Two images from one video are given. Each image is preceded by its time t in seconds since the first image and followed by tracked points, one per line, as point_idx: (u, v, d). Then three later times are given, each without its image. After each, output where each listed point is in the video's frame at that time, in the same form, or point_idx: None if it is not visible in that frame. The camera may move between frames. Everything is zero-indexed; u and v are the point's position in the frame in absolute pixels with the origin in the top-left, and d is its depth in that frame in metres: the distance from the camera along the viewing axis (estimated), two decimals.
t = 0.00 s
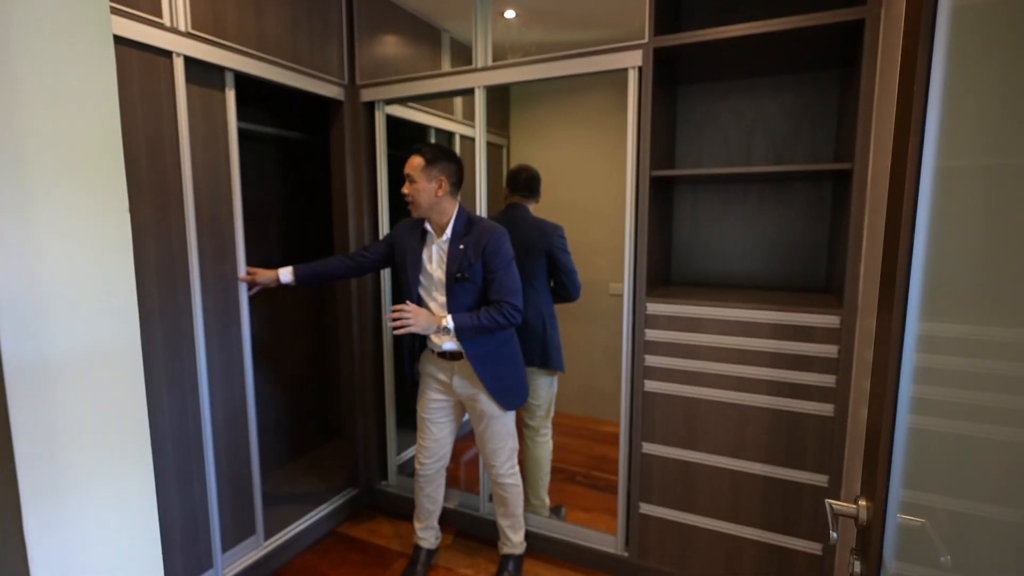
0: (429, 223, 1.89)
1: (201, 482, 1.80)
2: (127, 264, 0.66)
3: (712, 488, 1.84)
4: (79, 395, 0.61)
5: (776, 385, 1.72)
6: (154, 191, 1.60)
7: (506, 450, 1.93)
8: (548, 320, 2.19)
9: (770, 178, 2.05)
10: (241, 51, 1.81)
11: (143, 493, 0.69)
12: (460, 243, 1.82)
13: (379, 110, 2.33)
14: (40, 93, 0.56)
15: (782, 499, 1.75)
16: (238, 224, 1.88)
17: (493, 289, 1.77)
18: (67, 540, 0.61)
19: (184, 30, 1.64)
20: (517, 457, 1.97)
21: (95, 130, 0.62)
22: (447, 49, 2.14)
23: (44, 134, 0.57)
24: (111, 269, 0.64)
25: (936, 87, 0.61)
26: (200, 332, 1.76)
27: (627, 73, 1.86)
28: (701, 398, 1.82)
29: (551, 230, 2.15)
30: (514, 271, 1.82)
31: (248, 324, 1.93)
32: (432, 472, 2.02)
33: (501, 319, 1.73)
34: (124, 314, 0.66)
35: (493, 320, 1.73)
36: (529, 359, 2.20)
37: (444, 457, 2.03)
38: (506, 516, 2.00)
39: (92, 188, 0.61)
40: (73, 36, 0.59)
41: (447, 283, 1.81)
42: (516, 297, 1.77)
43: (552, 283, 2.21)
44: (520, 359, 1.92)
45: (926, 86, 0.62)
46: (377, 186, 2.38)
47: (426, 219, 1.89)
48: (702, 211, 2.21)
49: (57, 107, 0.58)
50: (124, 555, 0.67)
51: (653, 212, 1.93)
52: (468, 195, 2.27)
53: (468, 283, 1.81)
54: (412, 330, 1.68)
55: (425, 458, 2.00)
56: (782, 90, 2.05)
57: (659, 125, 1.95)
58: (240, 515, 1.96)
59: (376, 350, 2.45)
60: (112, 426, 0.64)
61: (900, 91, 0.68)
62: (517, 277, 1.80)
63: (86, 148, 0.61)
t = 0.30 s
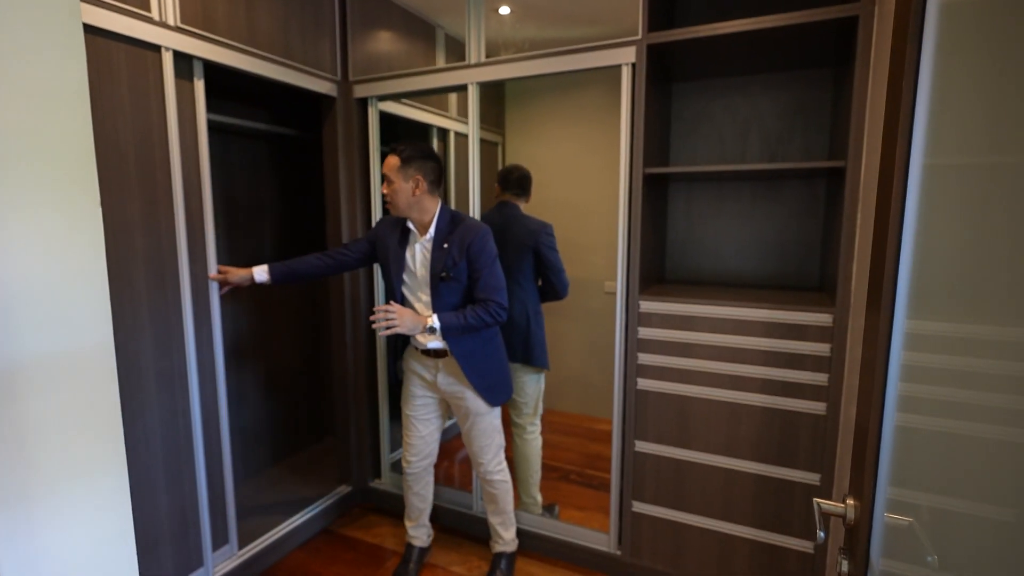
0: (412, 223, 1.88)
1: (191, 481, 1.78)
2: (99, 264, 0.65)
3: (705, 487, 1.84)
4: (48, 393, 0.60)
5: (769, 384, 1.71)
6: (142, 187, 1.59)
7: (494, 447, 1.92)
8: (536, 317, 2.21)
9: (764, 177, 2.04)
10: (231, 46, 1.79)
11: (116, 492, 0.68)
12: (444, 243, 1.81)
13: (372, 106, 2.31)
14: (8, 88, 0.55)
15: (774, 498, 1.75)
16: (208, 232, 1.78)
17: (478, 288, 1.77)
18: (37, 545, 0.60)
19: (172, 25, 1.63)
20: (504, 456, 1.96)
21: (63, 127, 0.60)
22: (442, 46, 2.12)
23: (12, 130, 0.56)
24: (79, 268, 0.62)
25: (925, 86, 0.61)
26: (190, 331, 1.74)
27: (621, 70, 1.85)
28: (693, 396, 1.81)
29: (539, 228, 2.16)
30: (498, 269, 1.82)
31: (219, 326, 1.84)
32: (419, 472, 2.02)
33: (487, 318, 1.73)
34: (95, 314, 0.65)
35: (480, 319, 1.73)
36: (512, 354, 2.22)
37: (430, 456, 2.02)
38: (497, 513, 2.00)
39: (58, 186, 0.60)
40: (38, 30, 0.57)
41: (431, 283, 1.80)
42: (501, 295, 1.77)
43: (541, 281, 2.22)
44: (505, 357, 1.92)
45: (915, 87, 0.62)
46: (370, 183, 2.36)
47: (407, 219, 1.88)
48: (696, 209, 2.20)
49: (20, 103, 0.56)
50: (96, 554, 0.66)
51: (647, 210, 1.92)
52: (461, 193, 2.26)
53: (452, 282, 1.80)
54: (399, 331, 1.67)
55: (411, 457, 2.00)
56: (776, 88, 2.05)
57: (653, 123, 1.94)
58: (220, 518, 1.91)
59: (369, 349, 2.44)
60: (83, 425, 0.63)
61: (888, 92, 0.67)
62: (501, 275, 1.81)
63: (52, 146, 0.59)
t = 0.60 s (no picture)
0: (409, 220, 1.88)
1: (193, 476, 1.79)
2: (92, 264, 0.65)
3: (706, 484, 1.83)
4: (41, 390, 0.60)
5: (771, 381, 1.70)
6: (143, 183, 1.59)
7: (491, 444, 1.92)
8: (532, 315, 2.15)
9: (767, 174, 2.03)
10: (232, 41, 1.79)
11: (108, 486, 0.68)
12: (441, 239, 1.81)
13: (373, 102, 2.30)
14: None
15: (775, 495, 1.75)
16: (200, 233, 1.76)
17: (476, 284, 1.77)
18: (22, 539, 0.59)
19: (172, 21, 1.62)
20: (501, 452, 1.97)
21: (56, 127, 0.60)
22: (444, 42, 2.11)
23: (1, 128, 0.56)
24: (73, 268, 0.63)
25: (929, 69, 0.58)
26: (191, 327, 1.75)
27: (623, 65, 1.84)
28: (694, 393, 1.81)
29: (539, 224, 2.11)
30: (495, 265, 1.82)
31: (208, 323, 1.81)
32: (416, 468, 2.02)
33: (484, 314, 1.73)
34: (86, 312, 0.64)
35: (477, 315, 1.73)
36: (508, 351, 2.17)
37: (428, 452, 2.03)
38: (496, 509, 2.00)
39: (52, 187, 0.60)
40: (29, 30, 0.57)
41: (429, 279, 1.80)
42: (498, 291, 1.77)
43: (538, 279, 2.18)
44: (502, 353, 1.92)
45: (920, 67, 0.59)
46: (372, 180, 2.36)
47: (404, 215, 1.88)
48: (699, 205, 2.19)
49: (11, 101, 0.56)
50: (87, 547, 0.66)
51: (648, 206, 1.92)
52: (462, 189, 2.25)
53: (449, 279, 1.79)
54: (396, 328, 1.66)
55: (408, 453, 2.00)
56: (780, 84, 2.03)
57: (655, 119, 1.93)
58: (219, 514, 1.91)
59: (371, 346, 2.44)
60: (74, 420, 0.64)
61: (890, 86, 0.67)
62: (498, 272, 1.81)
63: (43, 146, 0.59)
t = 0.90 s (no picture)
0: (421, 215, 1.88)
1: (207, 469, 1.81)
2: (98, 259, 0.65)
3: (718, 483, 1.82)
4: (48, 384, 0.61)
5: (785, 380, 1.68)
6: (158, 179, 1.61)
7: (502, 440, 1.93)
8: (541, 313, 2.17)
9: (782, 170, 2.00)
10: (245, 38, 1.80)
11: (116, 480, 0.69)
12: (454, 235, 1.81)
13: (385, 98, 2.31)
14: (4, 87, 0.56)
15: (789, 495, 1.72)
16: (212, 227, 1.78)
17: (487, 281, 1.78)
18: (27, 523, 0.60)
19: (187, 19, 1.64)
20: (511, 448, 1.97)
21: (61, 125, 0.61)
22: (457, 38, 2.10)
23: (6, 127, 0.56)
24: (79, 265, 0.63)
25: (951, 56, 0.57)
26: (204, 321, 1.76)
27: (635, 60, 1.82)
28: (706, 391, 1.79)
29: (547, 221, 2.11)
30: (507, 262, 1.82)
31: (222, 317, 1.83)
32: (427, 463, 2.02)
33: (496, 310, 1.74)
34: (90, 307, 0.65)
35: (489, 311, 1.73)
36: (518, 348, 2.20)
37: (438, 448, 2.03)
38: (506, 505, 2.00)
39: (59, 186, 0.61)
40: (35, 32, 0.58)
41: (441, 275, 1.80)
42: (510, 288, 1.78)
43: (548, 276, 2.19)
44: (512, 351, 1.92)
45: (940, 57, 0.58)
46: (384, 176, 2.36)
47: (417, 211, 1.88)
48: (712, 202, 2.17)
49: (18, 96, 0.57)
50: (95, 541, 0.67)
51: (661, 202, 1.89)
52: (474, 185, 2.25)
53: (461, 275, 1.80)
54: (407, 323, 1.66)
55: (418, 449, 2.01)
56: (797, 77, 2.00)
57: (668, 114, 1.91)
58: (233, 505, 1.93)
59: (382, 342, 2.46)
60: (80, 412, 0.64)
61: (910, 77, 0.65)
62: (509, 268, 1.82)
63: (49, 145, 0.60)
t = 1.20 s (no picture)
0: (442, 211, 1.89)
1: (223, 463, 1.84)
2: (113, 255, 0.66)
3: (731, 484, 1.80)
4: (64, 378, 0.62)
5: (800, 380, 1.66)
6: (175, 177, 1.63)
7: (516, 438, 1.92)
8: (558, 312, 2.15)
9: (798, 166, 1.97)
10: (261, 38, 1.82)
11: (130, 471, 0.70)
12: (473, 231, 1.81)
13: (399, 97, 2.32)
14: (19, 88, 0.57)
15: (804, 496, 1.70)
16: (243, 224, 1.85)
17: (505, 278, 1.77)
18: (49, 511, 0.62)
19: (204, 19, 1.66)
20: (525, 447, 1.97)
21: (78, 124, 0.62)
22: (469, 35, 2.10)
23: (25, 128, 0.58)
24: (99, 262, 0.65)
25: (971, 51, 0.55)
26: (220, 317, 1.79)
27: (649, 56, 1.81)
28: (720, 391, 1.77)
29: (563, 219, 2.08)
30: (526, 260, 1.82)
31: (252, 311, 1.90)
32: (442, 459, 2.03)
33: (513, 307, 1.73)
34: (106, 302, 0.66)
35: (506, 308, 1.73)
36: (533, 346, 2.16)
37: (454, 444, 2.04)
38: (519, 503, 2.00)
39: (79, 186, 0.62)
40: (53, 34, 0.59)
41: (459, 270, 1.80)
42: (528, 285, 1.77)
43: (563, 275, 2.17)
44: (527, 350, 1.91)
45: (961, 52, 0.56)
46: (398, 174, 2.37)
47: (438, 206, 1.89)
48: (726, 199, 2.14)
49: (38, 96, 0.58)
50: (111, 529, 0.68)
51: (675, 199, 1.88)
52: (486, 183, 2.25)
53: (479, 271, 1.80)
54: (426, 317, 1.66)
55: (433, 445, 2.02)
56: (813, 73, 1.96)
57: (682, 111, 1.89)
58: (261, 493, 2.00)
59: (396, 339, 2.47)
60: (99, 405, 0.66)
61: (930, 70, 0.63)
62: (528, 266, 1.81)
63: (68, 146, 0.61)
